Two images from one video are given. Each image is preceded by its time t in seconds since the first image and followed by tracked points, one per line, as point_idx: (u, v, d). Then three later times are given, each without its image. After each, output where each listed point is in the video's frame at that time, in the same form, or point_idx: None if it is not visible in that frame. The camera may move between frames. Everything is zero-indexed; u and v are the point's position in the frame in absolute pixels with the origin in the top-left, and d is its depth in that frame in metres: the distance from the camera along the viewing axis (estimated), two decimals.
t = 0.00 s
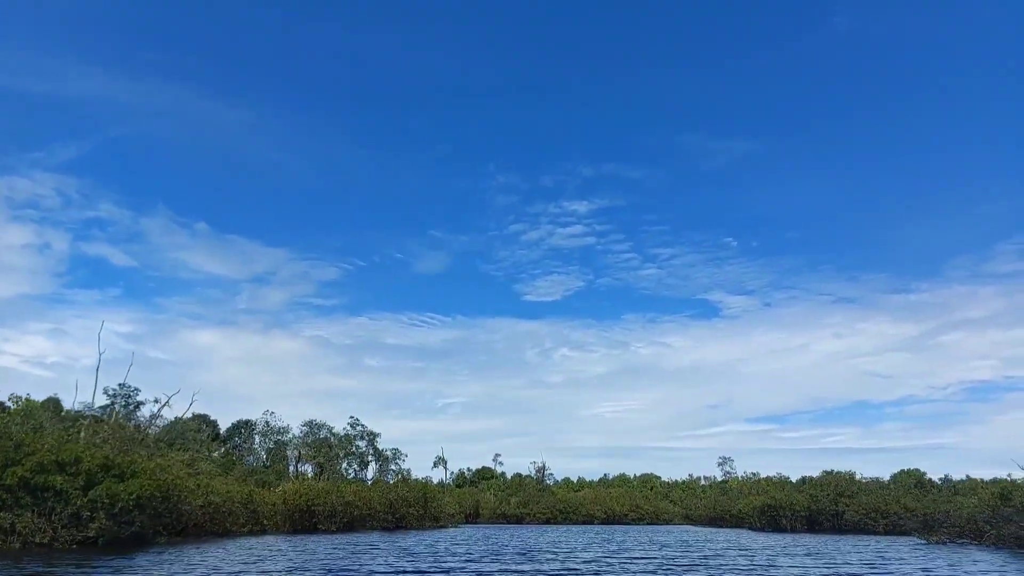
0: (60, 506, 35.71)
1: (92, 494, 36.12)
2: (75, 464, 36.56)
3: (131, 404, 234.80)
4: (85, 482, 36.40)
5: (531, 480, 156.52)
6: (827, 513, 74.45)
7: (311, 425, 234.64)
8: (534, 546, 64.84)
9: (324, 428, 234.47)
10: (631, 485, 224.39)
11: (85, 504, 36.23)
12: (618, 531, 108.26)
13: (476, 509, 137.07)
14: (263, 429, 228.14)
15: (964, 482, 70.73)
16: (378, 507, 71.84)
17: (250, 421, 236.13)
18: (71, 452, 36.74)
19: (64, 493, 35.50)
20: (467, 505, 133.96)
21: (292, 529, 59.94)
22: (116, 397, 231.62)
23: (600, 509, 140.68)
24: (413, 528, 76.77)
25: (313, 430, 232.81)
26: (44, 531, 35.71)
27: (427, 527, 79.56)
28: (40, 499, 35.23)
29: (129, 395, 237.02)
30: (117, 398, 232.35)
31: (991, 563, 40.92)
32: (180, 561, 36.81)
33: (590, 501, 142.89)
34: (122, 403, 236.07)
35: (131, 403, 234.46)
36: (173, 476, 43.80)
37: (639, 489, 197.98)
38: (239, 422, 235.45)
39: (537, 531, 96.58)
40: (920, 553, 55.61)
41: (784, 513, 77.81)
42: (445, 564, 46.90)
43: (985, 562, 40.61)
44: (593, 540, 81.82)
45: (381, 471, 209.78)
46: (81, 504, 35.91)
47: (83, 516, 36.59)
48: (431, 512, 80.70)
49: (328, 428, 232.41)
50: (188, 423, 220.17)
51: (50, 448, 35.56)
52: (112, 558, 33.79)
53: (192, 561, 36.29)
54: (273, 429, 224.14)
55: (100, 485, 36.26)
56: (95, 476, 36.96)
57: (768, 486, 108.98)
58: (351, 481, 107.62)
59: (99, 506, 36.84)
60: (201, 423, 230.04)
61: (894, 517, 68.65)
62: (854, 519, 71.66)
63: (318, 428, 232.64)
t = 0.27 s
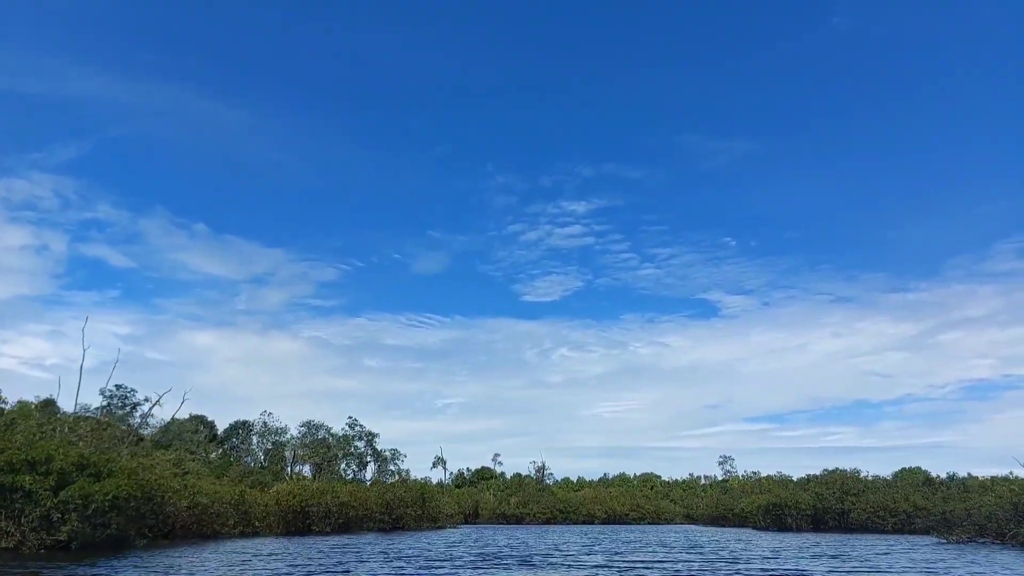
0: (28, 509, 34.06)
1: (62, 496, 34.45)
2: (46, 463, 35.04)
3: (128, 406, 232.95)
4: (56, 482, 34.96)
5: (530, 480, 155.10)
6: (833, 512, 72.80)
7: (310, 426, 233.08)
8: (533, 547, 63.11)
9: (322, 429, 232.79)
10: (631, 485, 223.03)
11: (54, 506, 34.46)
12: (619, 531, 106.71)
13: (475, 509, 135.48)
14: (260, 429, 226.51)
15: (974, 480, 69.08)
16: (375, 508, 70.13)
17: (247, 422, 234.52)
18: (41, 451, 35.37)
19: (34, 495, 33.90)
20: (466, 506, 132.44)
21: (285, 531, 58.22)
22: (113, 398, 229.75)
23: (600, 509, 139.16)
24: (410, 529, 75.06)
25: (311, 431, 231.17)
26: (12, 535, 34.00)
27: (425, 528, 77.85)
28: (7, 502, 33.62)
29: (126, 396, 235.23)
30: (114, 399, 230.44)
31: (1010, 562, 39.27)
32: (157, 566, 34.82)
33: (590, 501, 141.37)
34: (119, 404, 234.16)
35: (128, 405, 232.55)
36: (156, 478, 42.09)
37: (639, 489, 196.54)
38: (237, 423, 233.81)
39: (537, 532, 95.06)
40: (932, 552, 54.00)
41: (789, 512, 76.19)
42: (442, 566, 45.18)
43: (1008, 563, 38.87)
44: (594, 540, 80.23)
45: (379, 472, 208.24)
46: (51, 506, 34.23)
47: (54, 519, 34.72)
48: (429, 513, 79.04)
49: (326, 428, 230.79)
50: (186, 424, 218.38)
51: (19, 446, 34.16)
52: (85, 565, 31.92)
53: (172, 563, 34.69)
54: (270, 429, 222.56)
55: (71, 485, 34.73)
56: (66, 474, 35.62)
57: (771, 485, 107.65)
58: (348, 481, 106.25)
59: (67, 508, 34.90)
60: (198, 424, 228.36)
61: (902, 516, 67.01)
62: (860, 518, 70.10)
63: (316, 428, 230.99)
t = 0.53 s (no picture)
0: None
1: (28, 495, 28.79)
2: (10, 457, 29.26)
3: (125, 406, 230.83)
4: (23, 479, 29.39)
5: (530, 481, 153.48)
6: (841, 513, 71.18)
7: (308, 426, 231.31)
8: (534, 549, 61.44)
9: (320, 429, 230.97)
10: (631, 486, 221.56)
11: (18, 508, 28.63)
12: (621, 533, 104.88)
13: (474, 510, 133.82)
14: (258, 430, 224.63)
15: (985, 480, 67.48)
16: (370, 509, 68.39)
17: (245, 422, 232.61)
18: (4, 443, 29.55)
19: None
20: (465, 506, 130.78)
21: (277, 532, 56.43)
22: (109, 398, 227.65)
23: (601, 510, 137.52)
24: (408, 531, 73.33)
25: (310, 431, 229.39)
26: None
27: (422, 530, 76.08)
28: None
29: (123, 396, 233.39)
30: (111, 399, 228.35)
31: None
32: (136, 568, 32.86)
33: (591, 502, 139.64)
34: (115, 404, 232.04)
35: (125, 405, 230.40)
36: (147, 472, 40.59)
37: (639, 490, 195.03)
38: (234, 424, 231.95)
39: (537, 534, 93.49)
40: (946, 555, 52.45)
41: (795, 513, 74.47)
42: (439, 570, 43.54)
43: None
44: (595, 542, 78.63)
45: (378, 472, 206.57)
46: (15, 506, 28.48)
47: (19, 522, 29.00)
48: (426, 514, 77.34)
49: (324, 428, 229.02)
50: (183, 424, 216.39)
51: None
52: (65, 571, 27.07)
53: (151, 567, 32.95)
54: (269, 430, 220.69)
55: (41, 482, 29.19)
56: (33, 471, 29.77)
57: (774, 485, 106.13)
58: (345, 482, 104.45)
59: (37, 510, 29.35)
60: (195, 424, 226.41)
61: (913, 516, 65.27)
62: (868, 519, 68.57)
63: (314, 429, 229.20)
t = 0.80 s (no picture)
0: None
1: None
2: None
3: (123, 404, 229.03)
4: None
5: (530, 480, 152.01)
6: (848, 514, 69.67)
7: (307, 424, 229.77)
8: (534, 551, 59.86)
9: (319, 428, 229.43)
10: (631, 486, 220.11)
11: None
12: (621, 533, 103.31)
13: (473, 510, 132.38)
14: (256, 428, 223.01)
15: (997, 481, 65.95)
16: (366, 509, 66.79)
17: (244, 421, 230.95)
18: None
19: None
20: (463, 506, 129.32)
21: (269, 531, 54.78)
22: (107, 395, 225.84)
23: (602, 510, 136.00)
24: (404, 530, 71.83)
25: (308, 429, 227.81)
26: None
27: (419, 530, 74.53)
28: None
29: (121, 394, 231.65)
30: (108, 397, 226.57)
31: None
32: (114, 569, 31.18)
33: (591, 502, 138.14)
34: (113, 402, 230.30)
35: (122, 403, 228.56)
36: (131, 467, 38.94)
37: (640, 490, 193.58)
38: (232, 422, 230.34)
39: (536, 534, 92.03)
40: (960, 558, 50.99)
41: (801, 514, 72.87)
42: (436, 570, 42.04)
43: None
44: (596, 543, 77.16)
45: (377, 471, 205.10)
46: None
47: None
48: (424, 513, 75.82)
49: (323, 427, 227.47)
50: (181, 423, 214.68)
51: None
52: None
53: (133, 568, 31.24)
54: (267, 428, 219.04)
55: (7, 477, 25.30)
56: None
57: (778, 486, 104.59)
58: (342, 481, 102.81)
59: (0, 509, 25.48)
60: (193, 423, 224.76)
61: (924, 519, 63.44)
62: (877, 521, 67.08)
63: (313, 427, 227.53)
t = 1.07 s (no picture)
0: None
1: None
2: None
3: (122, 403, 227.47)
4: None
5: (530, 480, 150.71)
6: (856, 513, 68.41)
7: (306, 423, 228.42)
8: (535, 551, 58.54)
9: (318, 427, 228.07)
10: (632, 485, 218.84)
11: None
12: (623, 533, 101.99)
13: (472, 509, 131.10)
14: (255, 427, 221.57)
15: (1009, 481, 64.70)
16: (362, 509, 65.46)
17: (243, 420, 229.53)
18: None
19: None
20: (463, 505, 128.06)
21: (262, 531, 53.47)
22: (105, 394, 224.34)
23: (603, 509, 134.61)
24: (403, 530, 70.52)
25: (308, 429, 226.40)
26: None
27: (418, 530, 73.20)
28: None
29: (119, 393, 230.14)
30: (106, 396, 225.00)
31: None
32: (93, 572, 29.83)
33: (591, 501, 136.80)
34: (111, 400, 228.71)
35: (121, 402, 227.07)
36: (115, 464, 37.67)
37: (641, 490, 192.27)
38: (231, 421, 228.93)
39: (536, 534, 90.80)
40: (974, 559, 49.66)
41: (808, 514, 71.55)
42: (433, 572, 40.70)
43: None
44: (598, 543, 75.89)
45: (376, 471, 203.77)
46: None
47: None
48: (423, 513, 74.53)
49: (322, 426, 226.11)
50: (179, 421, 213.28)
51: None
52: None
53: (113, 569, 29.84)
54: (266, 427, 217.59)
55: None
56: None
57: (782, 486, 103.28)
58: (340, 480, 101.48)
59: None
60: (192, 422, 223.35)
61: (935, 519, 62.10)
62: (885, 521, 65.77)
63: (312, 426, 226.11)
